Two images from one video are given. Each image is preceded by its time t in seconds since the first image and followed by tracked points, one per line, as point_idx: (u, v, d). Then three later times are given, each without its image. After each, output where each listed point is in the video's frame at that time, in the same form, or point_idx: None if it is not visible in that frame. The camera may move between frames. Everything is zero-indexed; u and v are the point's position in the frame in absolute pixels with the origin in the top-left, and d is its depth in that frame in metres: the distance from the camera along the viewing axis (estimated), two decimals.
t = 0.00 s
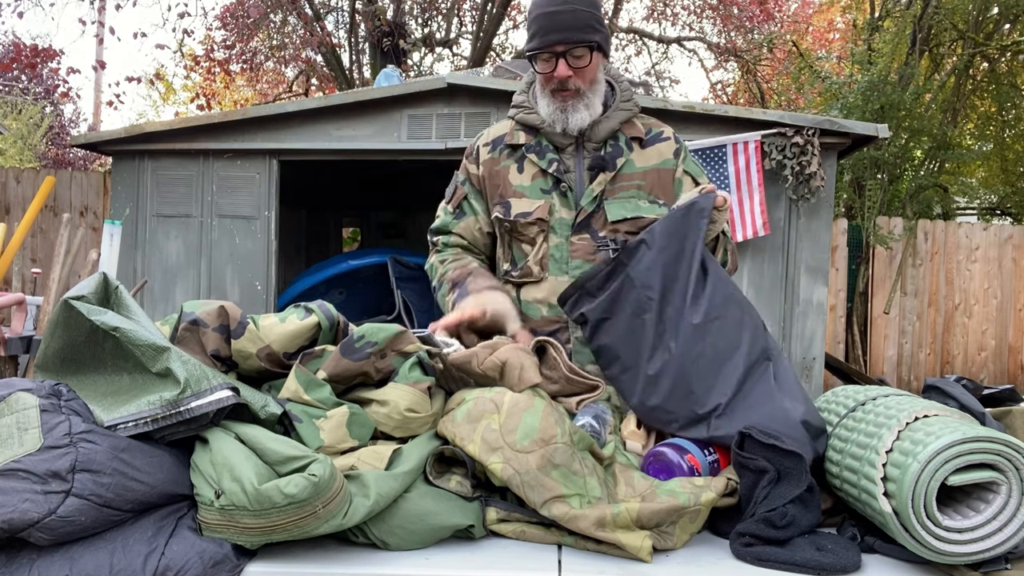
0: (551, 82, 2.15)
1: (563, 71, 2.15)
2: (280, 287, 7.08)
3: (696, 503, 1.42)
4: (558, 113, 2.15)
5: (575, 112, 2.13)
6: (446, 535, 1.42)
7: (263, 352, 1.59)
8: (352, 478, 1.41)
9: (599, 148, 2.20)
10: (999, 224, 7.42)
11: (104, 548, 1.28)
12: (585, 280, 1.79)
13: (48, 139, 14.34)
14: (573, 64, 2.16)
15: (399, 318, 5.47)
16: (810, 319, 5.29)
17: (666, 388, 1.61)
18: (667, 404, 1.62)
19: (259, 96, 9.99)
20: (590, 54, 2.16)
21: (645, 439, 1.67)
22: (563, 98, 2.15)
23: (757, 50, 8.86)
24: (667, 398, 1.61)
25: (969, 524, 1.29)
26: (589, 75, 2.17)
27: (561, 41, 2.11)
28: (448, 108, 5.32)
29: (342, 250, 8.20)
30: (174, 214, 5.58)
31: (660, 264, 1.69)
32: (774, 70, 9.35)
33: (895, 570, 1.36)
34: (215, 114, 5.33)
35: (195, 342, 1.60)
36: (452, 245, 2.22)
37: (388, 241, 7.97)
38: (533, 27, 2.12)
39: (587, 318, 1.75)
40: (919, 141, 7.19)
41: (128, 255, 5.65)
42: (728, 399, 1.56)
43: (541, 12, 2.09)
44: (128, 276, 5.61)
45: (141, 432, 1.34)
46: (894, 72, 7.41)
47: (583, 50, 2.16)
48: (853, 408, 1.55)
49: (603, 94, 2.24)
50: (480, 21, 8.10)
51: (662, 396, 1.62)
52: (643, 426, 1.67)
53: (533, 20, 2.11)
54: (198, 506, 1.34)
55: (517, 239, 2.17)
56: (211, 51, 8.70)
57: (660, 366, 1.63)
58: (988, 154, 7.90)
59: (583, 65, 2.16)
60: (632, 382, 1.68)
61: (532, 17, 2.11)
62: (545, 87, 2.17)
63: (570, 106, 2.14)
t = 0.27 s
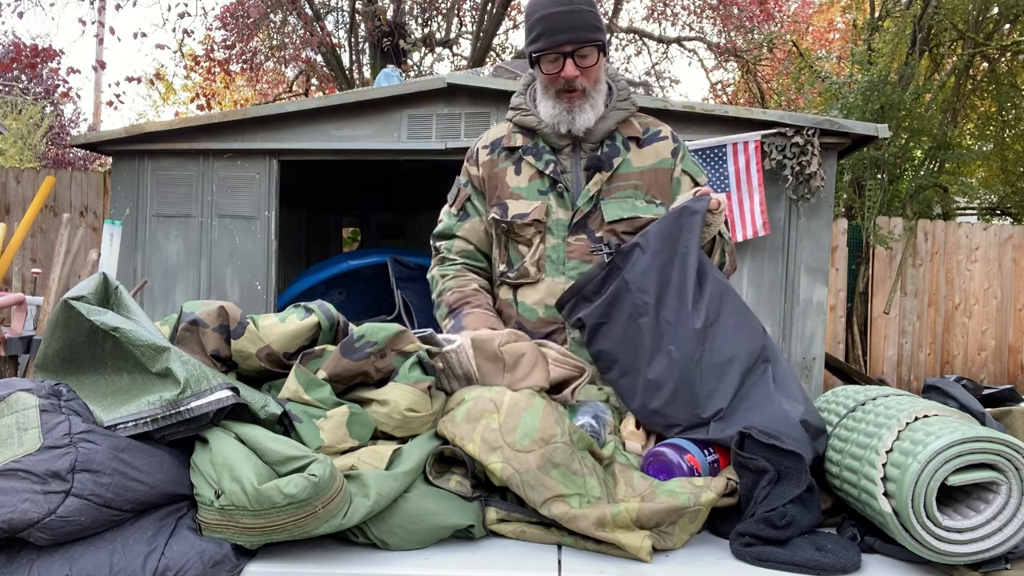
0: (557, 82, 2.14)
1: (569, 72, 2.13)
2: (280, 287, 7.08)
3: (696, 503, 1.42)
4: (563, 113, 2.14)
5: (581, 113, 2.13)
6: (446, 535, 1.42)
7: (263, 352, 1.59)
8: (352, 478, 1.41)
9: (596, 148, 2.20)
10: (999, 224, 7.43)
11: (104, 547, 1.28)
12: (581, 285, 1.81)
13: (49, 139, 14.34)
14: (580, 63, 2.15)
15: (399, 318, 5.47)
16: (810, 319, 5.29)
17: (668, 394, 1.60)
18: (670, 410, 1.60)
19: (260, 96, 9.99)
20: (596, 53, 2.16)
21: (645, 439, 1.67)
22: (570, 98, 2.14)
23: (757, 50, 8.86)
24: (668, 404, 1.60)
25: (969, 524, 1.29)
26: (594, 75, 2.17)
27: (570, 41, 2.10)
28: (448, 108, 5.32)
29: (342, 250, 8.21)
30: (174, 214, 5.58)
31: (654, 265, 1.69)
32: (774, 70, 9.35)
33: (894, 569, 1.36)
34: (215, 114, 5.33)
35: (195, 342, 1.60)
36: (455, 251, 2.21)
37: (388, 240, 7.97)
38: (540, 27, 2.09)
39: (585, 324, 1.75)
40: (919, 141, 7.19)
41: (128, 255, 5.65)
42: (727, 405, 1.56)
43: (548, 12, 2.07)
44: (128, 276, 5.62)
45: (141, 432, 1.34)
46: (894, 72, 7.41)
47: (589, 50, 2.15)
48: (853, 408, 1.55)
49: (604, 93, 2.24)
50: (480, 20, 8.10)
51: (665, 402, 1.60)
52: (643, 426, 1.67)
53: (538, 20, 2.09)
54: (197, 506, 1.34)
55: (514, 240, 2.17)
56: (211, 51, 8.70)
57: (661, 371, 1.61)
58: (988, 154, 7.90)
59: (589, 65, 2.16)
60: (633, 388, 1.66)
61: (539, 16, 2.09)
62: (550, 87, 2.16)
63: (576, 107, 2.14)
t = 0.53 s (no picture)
0: (563, 82, 2.12)
1: (578, 71, 2.11)
2: (280, 287, 7.08)
3: (696, 503, 1.42)
4: (570, 113, 2.13)
5: (587, 112, 2.13)
6: (446, 535, 1.42)
7: (263, 352, 1.59)
8: (352, 478, 1.41)
9: (593, 149, 2.21)
10: (999, 224, 7.43)
11: (105, 547, 1.28)
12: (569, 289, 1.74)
13: (48, 138, 14.33)
14: (587, 63, 2.14)
15: (399, 318, 5.46)
16: (810, 319, 5.29)
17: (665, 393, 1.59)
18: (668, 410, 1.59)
19: (259, 96, 9.99)
20: (602, 54, 2.15)
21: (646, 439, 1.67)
22: (576, 98, 2.13)
23: (757, 50, 8.86)
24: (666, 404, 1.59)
25: (969, 524, 1.29)
26: (599, 75, 2.16)
27: (580, 41, 2.09)
28: (448, 108, 5.32)
29: (342, 250, 8.21)
30: (174, 214, 5.59)
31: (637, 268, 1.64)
32: (774, 70, 9.34)
33: (894, 569, 1.36)
34: (215, 114, 5.33)
35: (194, 342, 1.60)
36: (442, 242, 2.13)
37: (388, 240, 7.97)
38: (548, 27, 2.09)
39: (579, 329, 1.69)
40: (919, 141, 7.19)
41: (128, 255, 5.65)
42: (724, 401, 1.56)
43: (555, 13, 2.08)
44: (128, 276, 5.61)
45: (141, 432, 1.34)
46: (894, 72, 7.41)
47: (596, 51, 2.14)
48: (852, 408, 1.55)
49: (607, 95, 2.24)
50: (480, 21, 8.10)
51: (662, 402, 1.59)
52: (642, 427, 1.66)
53: (546, 20, 2.09)
54: (197, 506, 1.34)
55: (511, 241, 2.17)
56: (211, 51, 8.70)
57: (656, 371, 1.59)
58: (988, 154, 7.90)
59: (596, 65, 2.15)
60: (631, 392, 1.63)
61: (547, 15, 2.09)
62: (556, 87, 2.14)
63: (582, 107, 2.13)
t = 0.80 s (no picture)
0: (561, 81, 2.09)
1: (576, 69, 2.08)
2: (280, 287, 7.08)
3: (696, 503, 1.42)
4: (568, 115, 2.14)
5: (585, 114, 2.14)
6: (445, 535, 1.42)
7: (263, 352, 1.60)
8: (352, 478, 1.41)
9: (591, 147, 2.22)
10: (999, 224, 7.43)
11: (105, 547, 1.28)
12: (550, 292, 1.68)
13: (49, 139, 14.34)
14: (584, 62, 2.09)
15: (399, 318, 5.46)
16: (810, 319, 5.29)
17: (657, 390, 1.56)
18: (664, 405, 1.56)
19: (260, 96, 9.99)
20: (599, 51, 2.11)
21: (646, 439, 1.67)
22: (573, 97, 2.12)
23: (757, 50, 8.86)
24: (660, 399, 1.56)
25: (969, 524, 1.29)
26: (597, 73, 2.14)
27: (577, 40, 2.04)
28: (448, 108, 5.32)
29: (342, 250, 8.22)
30: (174, 214, 5.59)
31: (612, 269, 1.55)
32: (774, 70, 9.34)
33: (894, 570, 1.36)
34: (215, 114, 5.33)
35: (194, 342, 1.60)
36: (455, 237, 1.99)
37: (388, 241, 7.98)
38: (546, 25, 2.03)
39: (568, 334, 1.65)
40: (919, 141, 7.19)
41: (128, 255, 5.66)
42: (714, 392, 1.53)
43: (552, 11, 2.02)
44: (128, 276, 5.62)
45: (141, 432, 1.34)
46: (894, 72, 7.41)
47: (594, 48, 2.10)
48: (852, 408, 1.54)
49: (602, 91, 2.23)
50: (481, 21, 8.10)
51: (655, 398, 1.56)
52: (641, 426, 1.64)
53: (543, 19, 2.03)
54: (197, 506, 1.34)
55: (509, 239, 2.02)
56: (211, 51, 8.70)
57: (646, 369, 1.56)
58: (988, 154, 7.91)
59: (593, 63, 2.11)
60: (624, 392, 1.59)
61: (543, 13, 2.04)
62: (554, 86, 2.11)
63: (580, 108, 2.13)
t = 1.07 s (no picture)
0: (563, 80, 2.08)
1: (579, 68, 2.07)
2: (280, 287, 7.08)
3: (696, 503, 1.42)
4: (570, 113, 2.11)
5: (588, 112, 2.11)
6: (445, 535, 1.42)
7: (263, 352, 1.60)
8: (352, 479, 1.41)
9: (593, 148, 2.20)
10: (999, 224, 7.43)
11: (105, 547, 1.28)
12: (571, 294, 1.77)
13: (48, 139, 14.33)
14: (587, 61, 2.09)
15: (399, 318, 5.46)
16: (810, 319, 5.29)
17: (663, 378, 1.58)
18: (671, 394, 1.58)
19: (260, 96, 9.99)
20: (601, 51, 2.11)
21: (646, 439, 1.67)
22: (576, 96, 2.10)
23: (757, 50, 8.86)
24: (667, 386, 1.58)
25: (969, 524, 1.29)
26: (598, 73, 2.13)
27: (581, 39, 2.03)
28: (448, 108, 5.32)
29: (342, 250, 8.22)
30: (174, 214, 5.59)
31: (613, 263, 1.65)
32: (774, 70, 9.34)
33: (894, 569, 1.36)
34: (215, 114, 5.33)
35: (194, 342, 1.60)
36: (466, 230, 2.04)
37: (388, 241, 7.98)
38: (549, 23, 2.03)
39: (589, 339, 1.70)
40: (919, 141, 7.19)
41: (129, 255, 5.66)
42: (721, 378, 1.53)
43: (555, 10, 2.03)
44: (128, 276, 5.62)
45: (141, 432, 1.34)
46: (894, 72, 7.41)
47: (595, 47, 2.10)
48: (852, 408, 1.54)
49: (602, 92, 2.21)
50: (480, 21, 8.10)
51: (660, 386, 1.58)
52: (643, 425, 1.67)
53: (546, 18, 2.04)
54: (197, 506, 1.35)
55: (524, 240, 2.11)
56: (211, 51, 8.70)
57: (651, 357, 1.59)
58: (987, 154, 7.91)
59: (596, 62, 2.11)
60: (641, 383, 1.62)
61: (546, 12, 2.04)
62: (556, 84, 2.10)
63: (582, 106, 2.11)
